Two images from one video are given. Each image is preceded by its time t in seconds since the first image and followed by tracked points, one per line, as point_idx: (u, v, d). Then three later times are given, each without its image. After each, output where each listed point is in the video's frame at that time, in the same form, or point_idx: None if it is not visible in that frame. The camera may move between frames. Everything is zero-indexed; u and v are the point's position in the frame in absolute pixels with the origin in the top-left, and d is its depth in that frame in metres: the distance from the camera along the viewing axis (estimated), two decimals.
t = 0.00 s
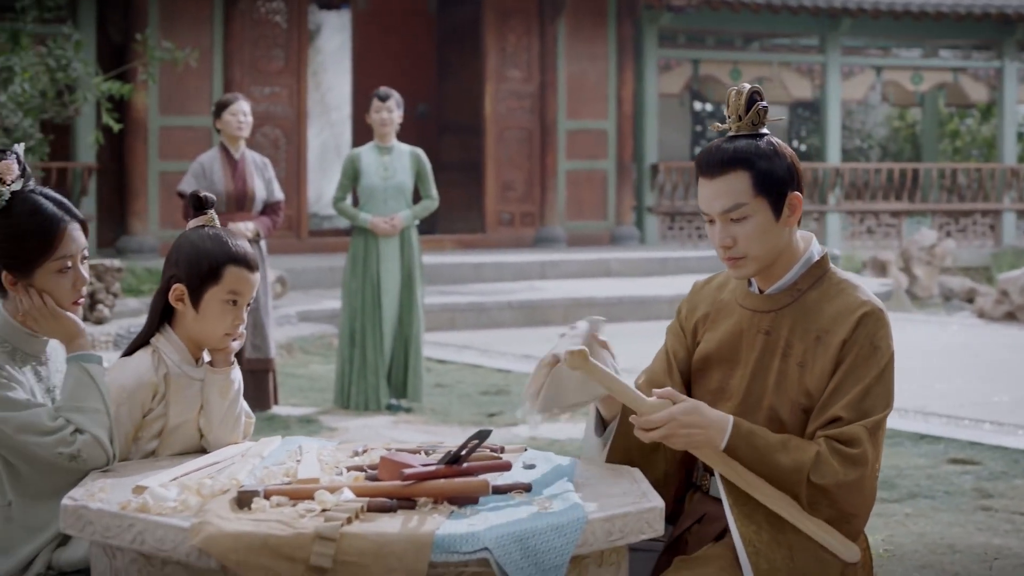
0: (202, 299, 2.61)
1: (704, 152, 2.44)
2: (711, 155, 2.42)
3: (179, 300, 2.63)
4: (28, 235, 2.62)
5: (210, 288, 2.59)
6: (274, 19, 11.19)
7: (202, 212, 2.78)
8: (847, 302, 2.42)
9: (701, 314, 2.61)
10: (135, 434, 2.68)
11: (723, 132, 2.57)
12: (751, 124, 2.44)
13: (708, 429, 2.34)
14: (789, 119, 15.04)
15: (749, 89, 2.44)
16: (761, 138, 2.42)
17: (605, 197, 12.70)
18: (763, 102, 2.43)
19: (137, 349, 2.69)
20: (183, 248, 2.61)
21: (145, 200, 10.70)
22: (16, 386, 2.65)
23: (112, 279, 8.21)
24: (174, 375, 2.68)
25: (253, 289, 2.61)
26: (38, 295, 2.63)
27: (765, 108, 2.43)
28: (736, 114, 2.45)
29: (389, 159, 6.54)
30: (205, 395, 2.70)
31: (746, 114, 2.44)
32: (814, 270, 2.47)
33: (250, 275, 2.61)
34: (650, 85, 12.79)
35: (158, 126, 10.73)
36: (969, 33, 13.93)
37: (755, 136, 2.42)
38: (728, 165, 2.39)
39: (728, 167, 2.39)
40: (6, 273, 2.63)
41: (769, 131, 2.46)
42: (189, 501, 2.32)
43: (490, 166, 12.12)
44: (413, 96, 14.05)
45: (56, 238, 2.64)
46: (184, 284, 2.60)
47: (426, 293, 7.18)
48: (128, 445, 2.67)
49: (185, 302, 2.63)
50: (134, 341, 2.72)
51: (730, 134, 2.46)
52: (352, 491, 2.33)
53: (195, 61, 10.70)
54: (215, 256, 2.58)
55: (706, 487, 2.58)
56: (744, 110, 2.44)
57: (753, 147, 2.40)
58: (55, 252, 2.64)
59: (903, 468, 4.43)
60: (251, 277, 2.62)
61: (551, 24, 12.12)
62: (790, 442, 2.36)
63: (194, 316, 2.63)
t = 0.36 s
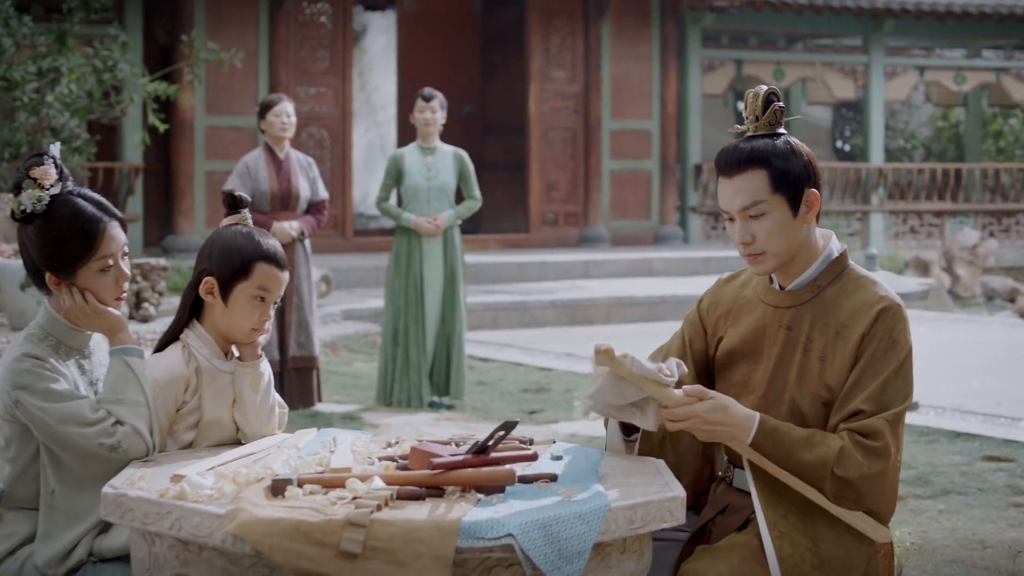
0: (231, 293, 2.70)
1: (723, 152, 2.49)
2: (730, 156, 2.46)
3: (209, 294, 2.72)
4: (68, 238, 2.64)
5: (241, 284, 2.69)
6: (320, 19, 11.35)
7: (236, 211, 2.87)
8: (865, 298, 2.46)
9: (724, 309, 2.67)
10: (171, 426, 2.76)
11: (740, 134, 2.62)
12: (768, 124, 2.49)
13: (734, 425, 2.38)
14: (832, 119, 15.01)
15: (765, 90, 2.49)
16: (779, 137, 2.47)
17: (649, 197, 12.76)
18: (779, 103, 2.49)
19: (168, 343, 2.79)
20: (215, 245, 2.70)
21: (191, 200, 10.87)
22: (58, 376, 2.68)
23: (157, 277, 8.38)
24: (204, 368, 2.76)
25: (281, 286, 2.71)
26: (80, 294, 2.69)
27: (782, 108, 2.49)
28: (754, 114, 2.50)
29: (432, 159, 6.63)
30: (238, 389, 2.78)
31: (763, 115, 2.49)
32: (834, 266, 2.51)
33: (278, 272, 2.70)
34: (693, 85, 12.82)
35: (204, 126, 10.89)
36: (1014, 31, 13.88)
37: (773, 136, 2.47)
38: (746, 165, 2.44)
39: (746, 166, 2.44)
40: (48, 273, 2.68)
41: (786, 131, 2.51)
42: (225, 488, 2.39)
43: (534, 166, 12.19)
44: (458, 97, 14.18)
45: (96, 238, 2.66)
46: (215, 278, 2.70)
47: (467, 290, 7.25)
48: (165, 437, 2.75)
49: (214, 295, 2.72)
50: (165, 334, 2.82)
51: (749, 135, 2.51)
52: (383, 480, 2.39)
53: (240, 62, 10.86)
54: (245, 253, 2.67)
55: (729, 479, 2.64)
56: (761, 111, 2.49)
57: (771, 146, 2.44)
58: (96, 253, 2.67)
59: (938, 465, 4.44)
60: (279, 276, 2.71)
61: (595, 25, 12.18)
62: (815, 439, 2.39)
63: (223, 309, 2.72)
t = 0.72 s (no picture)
0: (269, 289, 2.78)
1: (742, 151, 2.56)
2: (748, 154, 2.54)
3: (248, 289, 2.80)
4: (108, 241, 2.74)
5: (279, 279, 2.77)
6: (361, 21, 11.49)
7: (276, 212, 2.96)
8: (881, 295, 2.53)
9: (743, 306, 2.75)
10: (207, 420, 2.84)
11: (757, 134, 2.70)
12: (786, 124, 2.56)
13: (756, 426, 2.43)
14: (872, 120, 14.97)
15: (783, 92, 2.57)
16: (796, 137, 2.55)
17: (688, 198, 12.79)
18: (796, 103, 2.57)
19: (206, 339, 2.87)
20: (254, 243, 2.78)
21: (233, 200, 11.02)
22: (97, 372, 2.76)
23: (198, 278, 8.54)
24: (242, 363, 2.83)
25: (318, 283, 2.79)
26: (117, 293, 2.78)
27: (799, 109, 2.56)
28: (772, 114, 2.57)
29: (471, 160, 6.72)
30: (272, 383, 2.86)
31: (781, 115, 2.56)
32: (850, 264, 2.59)
33: (315, 270, 2.78)
34: (734, 86, 12.83)
35: (246, 127, 11.03)
36: None
37: (790, 136, 2.55)
38: (764, 164, 2.51)
39: (764, 165, 2.51)
40: (87, 273, 2.78)
41: (802, 131, 2.59)
42: (258, 479, 2.49)
43: (574, 167, 12.26)
44: (499, 99, 14.28)
45: (135, 240, 2.76)
46: (255, 273, 2.78)
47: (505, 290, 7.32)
48: (201, 430, 2.84)
49: (253, 290, 2.80)
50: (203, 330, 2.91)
51: (767, 134, 2.59)
52: (410, 470, 2.47)
53: (282, 63, 11.00)
54: (284, 250, 2.76)
55: (751, 472, 2.70)
56: (779, 111, 2.57)
57: (789, 145, 2.52)
58: (134, 254, 2.77)
59: (969, 464, 4.46)
60: (316, 273, 2.79)
61: (634, 26, 12.23)
62: (834, 438, 2.44)
63: (261, 305, 2.80)
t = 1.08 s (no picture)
0: (289, 288, 2.83)
1: (747, 153, 2.62)
2: (752, 156, 2.60)
3: (268, 288, 2.85)
4: (133, 242, 2.78)
5: (298, 279, 2.81)
6: (385, 24, 11.60)
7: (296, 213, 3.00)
8: (884, 293, 2.59)
9: (749, 305, 2.80)
10: (228, 415, 2.90)
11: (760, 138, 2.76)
12: (789, 127, 2.62)
13: (766, 423, 2.47)
14: (896, 122, 14.97)
15: (786, 95, 2.63)
16: (799, 139, 2.61)
17: (712, 200, 12.81)
18: (798, 106, 2.63)
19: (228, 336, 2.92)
20: (275, 243, 2.83)
21: (259, 203, 11.11)
22: (120, 368, 2.80)
23: (223, 279, 8.64)
24: (262, 360, 2.89)
25: (338, 282, 2.82)
26: (140, 292, 2.81)
27: (802, 111, 2.62)
28: (775, 118, 2.63)
29: (493, 162, 6.76)
30: (292, 379, 2.91)
31: (784, 118, 2.62)
32: (854, 262, 2.64)
33: (334, 269, 2.83)
34: (757, 89, 12.84)
35: (271, 130, 11.13)
36: None
37: (793, 138, 2.61)
38: (768, 165, 2.57)
39: (768, 167, 2.57)
40: (112, 272, 2.81)
41: (805, 134, 2.65)
42: (277, 472, 2.53)
43: (599, 170, 12.32)
44: (524, 101, 14.33)
45: (158, 241, 2.80)
46: (274, 273, 2.82)
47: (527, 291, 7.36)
48: (221, 425, 2.89)
49: (273, 290, 2.85)
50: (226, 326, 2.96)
51: (770, 137, 2.64)
52: (424, 464, 2.50)
53: (307, 66, 11.09)
54: (305, 250, 2.81)
55: (758, 467, 2.75)
56: (782, 114, 2.63)
57: (792, 147, 2.58)
58: (157, 255, 2.80)
59: (986, 464, 4.49)
60: (334, 272, 2.83)
61: (658, 30, 12.28)
62: (842, 435, 2.48)
63: (280, 304, 2.85)
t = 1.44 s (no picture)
0: (300, 288, 2.85)
1: (748, 155, 2.69)
2: (754, 157, 2.67)
3: (280, 288, 2.88)
4: (150, 242, 2.79)
5: (309, 278, 2.83)
6: (403, 27, 11.69)
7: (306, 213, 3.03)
8: (886, 290, 2.66)
9: (756, 304, 2.87)
10: (242, 412, 2.91)
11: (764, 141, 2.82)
12: (790, 129, 2.69)
13: (766, 415, 2.54)
14: (913, 124, 14.96)
15: (786, 99, 2.70)
16: (800, 141, 2.67)
17: (729, 202, 12.83)
18: (798, 109, 2.69)
19: (242, 335, 2.94)
20: (285, 244, 2.84)
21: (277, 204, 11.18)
22: (137, 366, 2.81)
23: (241, 280, 8.74)
24: (276, 358, 2.91)
25: (348, 281, 2.85)
26: (158, 292, 2.83)
27: (802, 114, 2.69)
28: (777, 121, 2.70)
29: (508, 164, 6.81)
30: (305, 376, 2.93)
31: (785, 120, 2.69)
32: (857, 260, 2.72)
33: (345, 268, 2.84)
34: (774, 91, 12.86)
35: (290, 132, 11.20)
36: None
37: (794, 140, 2.68)
38: (769, 166, 2.64)
39: (770, 168, 2.64)
40: (130, 272, 2.83)
41: (806, 135, 2.71)
42: (288, 467, 2.53)
43: (616, 172, 12.35)
44: (541, 103, 14.38)
45: (175, 242, 2.81)
46: (286, 273, 2.85)
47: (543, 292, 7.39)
48: (235, 422, 2.90)
49: (285, 290, 2.87)
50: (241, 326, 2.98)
51: (772, 139, 2.71)
52: (432, 459, 2.53)
53: (325, 68, 11.17)
54: (315, 250, 2.82)
55: (765, 464, 2.83)
56: (783, 116, 2.70)
57: (793, 148, 2.64)
58: (174, 255, 2.81)
59: (998, 463, 4.51)
60: (346, 271, 2.85)
61: (675, 32, 12.32)
62: (841, 427, 2.55)
63: (292, 303, 2.88)
